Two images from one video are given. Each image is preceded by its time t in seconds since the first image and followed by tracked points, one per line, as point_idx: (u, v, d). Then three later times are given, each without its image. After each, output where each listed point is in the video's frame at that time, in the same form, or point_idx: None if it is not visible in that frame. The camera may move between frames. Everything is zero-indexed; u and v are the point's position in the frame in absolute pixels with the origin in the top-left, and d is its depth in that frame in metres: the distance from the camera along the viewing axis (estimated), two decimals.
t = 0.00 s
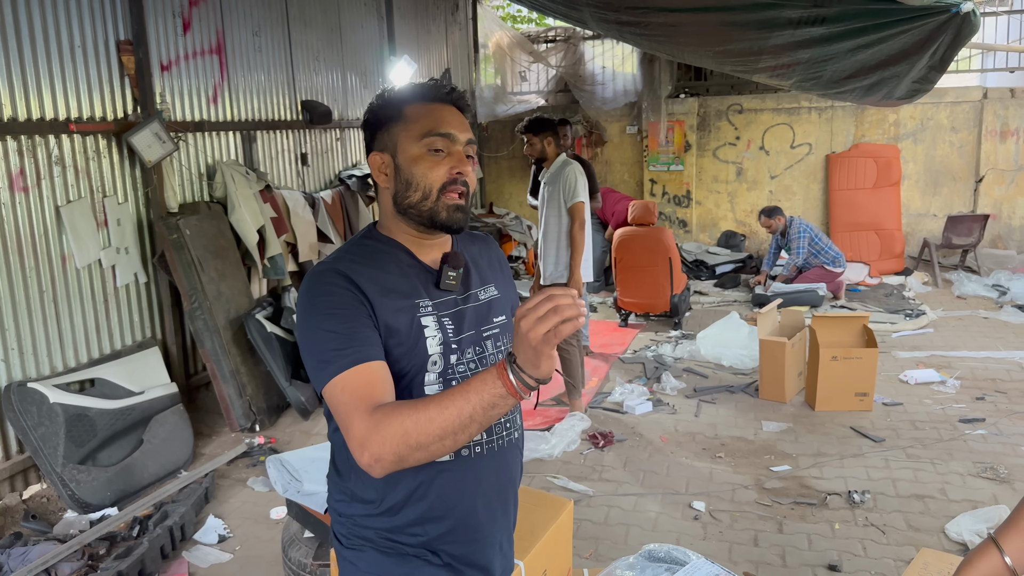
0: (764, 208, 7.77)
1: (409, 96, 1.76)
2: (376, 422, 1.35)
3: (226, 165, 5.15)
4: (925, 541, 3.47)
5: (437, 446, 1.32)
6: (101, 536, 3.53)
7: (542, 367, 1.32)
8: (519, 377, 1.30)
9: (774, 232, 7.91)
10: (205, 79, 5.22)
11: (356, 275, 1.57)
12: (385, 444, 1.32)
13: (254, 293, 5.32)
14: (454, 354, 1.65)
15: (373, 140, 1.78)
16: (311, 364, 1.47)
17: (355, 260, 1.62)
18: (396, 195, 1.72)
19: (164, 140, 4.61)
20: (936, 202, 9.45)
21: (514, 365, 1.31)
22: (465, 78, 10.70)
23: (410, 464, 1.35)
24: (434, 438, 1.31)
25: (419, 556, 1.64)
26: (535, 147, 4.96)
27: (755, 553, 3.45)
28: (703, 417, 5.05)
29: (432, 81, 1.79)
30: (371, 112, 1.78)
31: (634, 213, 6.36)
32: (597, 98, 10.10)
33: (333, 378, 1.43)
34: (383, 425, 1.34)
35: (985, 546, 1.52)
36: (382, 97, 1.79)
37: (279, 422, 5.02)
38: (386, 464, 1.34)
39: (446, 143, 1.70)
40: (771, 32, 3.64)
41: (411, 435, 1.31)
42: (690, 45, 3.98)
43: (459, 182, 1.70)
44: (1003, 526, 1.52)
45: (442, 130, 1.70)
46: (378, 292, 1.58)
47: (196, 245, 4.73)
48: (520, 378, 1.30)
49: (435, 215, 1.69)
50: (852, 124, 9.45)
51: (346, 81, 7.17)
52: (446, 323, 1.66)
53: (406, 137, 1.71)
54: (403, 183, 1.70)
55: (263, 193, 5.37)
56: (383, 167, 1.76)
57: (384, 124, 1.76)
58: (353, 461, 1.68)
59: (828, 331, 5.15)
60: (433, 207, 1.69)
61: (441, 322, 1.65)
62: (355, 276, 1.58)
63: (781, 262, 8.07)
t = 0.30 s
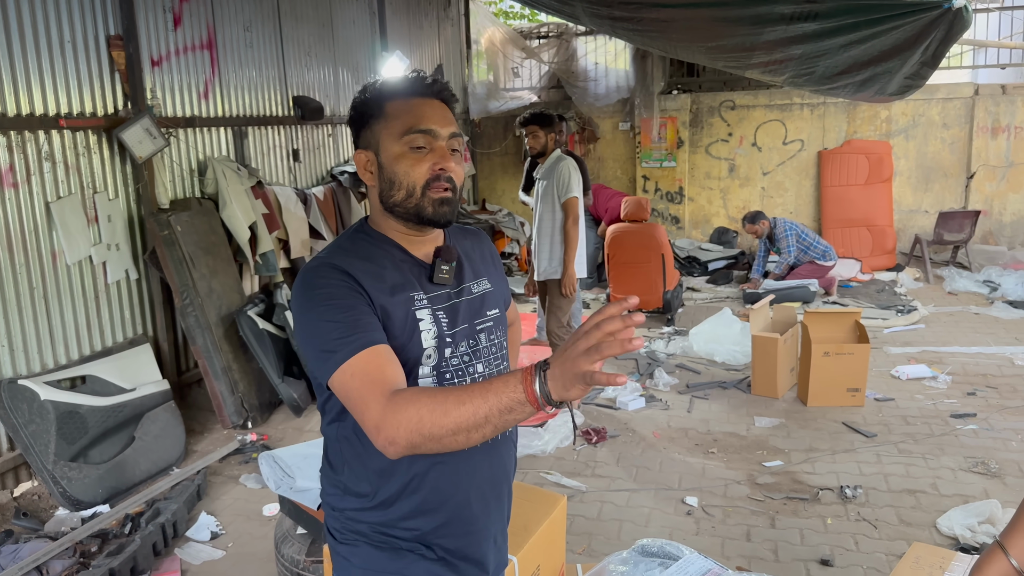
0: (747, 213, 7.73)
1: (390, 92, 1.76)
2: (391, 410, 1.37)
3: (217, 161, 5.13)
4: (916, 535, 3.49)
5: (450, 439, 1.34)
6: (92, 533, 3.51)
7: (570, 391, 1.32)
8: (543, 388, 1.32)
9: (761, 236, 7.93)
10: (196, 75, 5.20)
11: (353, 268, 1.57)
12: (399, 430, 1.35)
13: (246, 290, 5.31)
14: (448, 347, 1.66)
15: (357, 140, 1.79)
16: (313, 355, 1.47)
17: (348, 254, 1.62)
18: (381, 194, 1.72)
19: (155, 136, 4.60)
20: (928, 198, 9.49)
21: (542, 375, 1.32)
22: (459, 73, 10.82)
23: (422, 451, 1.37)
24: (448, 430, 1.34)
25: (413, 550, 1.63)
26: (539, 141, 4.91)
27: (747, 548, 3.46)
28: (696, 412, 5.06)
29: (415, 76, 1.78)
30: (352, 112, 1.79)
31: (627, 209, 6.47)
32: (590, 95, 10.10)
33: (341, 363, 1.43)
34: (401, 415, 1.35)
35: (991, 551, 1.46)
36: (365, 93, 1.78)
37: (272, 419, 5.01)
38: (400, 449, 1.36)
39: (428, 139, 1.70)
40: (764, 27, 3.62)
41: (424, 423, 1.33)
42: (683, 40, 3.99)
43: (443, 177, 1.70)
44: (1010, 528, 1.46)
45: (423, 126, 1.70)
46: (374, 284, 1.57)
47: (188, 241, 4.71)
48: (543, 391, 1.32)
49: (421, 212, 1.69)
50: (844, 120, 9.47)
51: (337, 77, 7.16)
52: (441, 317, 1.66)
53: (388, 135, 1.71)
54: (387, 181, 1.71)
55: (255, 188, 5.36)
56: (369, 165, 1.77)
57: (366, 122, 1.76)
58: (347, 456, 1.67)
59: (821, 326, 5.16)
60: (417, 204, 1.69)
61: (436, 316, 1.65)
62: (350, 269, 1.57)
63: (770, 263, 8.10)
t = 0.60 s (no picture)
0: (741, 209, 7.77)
1: (380, 80, 1.72)
2: (336, 422, 1.37)
3: (209, 154, 5.11)
4: (908, 526, 3.51)
5: (396, 442, 1.33)
6: (84, 527, 3.50)
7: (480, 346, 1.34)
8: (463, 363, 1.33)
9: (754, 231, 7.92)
10: (188, 67, 5.18)
11: (341, 266, 1.54)
12: (347, 445, 1.34)
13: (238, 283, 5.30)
14: (443, 341, 1.61)
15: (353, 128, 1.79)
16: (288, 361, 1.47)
17: (338, 249, 1.58)
18: (367, 183, 1.71)
19: (146, 128, 4.57)
20: (920, 191, 9.52)
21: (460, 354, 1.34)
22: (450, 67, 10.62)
23: (375, 462, 1.36)
24: (391, 435, 1.32)
25: (405, 541, 1.61)
26: (535, 135, 4.92)
27: (740, 540, 3.47)
28: (689, 405, 5.07)
29: (410, 62, 1.73)
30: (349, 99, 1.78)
31: (620, 203, 6.40)
32: (584, 88, 10.10)
33: (302, 378, 1.43)
34: (344, 424, 1.35)
35: (978, 537, 1.46)
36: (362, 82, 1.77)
37: (264, 413, 5.00)
38: (351, 465, 1.36)
39: (410, 129, 1.66)
40: (758, 20, 3.62)
41: (369, 435, 1.33)
42: (677, 34, 3.91)
43: (423, 168, 1.65)
44: (997, 515, 1.46)
45: (404, 115, 1.66)
46: (362, 284, 1.54)
47: (179, 234, 4.70)
48: (470, 368, 1.33)
49: (400, 203, 1.66)
50: (837, 114, 9.48)
51: (329, 69, 7.13)
52: (435, 311, 1.62)
53: (373, 124, 1.69)
54: (371, 171, 1.69)
55: (248, 181, 5.34)
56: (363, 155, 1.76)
57: (357, 110, 1.75)
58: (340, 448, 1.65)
59: (814, 319, 5.17)
60: (397, 195, 1.66)
61: (428, 310, 1.61)
62: (337, 267, 1.53)
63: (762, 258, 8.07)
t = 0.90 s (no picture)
0: (743, 202, 7.71)
1: (377, 76, 1.69)
2: (370, 406, 1.35)
3: (204, 147, 5.10)
4: (902, 519, 3.52)
5: (428, 433, 1.32)
6: (80, 520, 3.50)
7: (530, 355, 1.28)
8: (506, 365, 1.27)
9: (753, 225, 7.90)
10: (183, 60, 5.16)
11: (344, 257, 1.53)
12: (377, 428, 1.33)
13: (233, 276, 5.30)
14: (441, 336, 1.62)
15: (347, 124, 1.74)
16: (302, 348, 1.45)
17: (338, 242, 1.57)
18: (372, 180, 1.67)
19: (142, 121, 4.56)
20: (915, 186, 9.54)
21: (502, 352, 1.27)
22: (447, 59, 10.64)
23: (404, 448, 1.35)
24: (424, 426, 1.31)
25: (403, 532, 1.59)
26: (533, 128, 4.93)
27: (735, 532, 3.48)
28: (685, 399, 5.08)
29: (405, 57, 1.71)
30: (342, 94, 1.73)
31: (616, 197, 6.44)
32: (580, 82, 10.09)
33: (323, 360, 1.41)
34: (378, 410, 1.33)
35: (975, 535, 1.43)
36: (354, 77, 1.72)
37: (260, 406, 5.00)
38: (379, 448, 1.35)
39: (418, 125, 1.64)
40: (754, 13, 3.60)
41: (401, 421, 1.31)
42: (673, 26, 3.89)
43: (435, 164, 1.64)
44: (993, 512, 1.43)
45: (412, 112, 1.64)
46: (366, 276, 1.54)
47: (175, 228, 4.69)
48: (512, 370, 1.26)
49: (412, 199, 1.64)
50: (833, 108, 9.49)
51: (325, 62, 7.11)
52: (434, 304, 1.62)
53: (377, 122, 1.65)
54: (377, 168, 1.65)
55: (243, 174, 5.33)
56: (359, 152, 1.72)
57: (355, 106, 1.70)
58: (338, 438, 1.63)
59: (809, 313, 5.18)
60: (409, 191, 1.63)
61: (427, 304, 1.61)
62: (342, 259, 1.53)
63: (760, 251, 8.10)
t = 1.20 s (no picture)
0: (746, 195, 7.79)
1: (371, 68, 1.67)
2: (376, 411, 1.35)
3: (202, 141, 5.10)
4: (899, 513, 3.53)
5: (432, 445, 1.33)
6: (79, 513, 3.51)
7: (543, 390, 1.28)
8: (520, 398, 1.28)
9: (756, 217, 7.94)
10: (181, 54, 5.15)
11: (346, 256, 1.52)
12: (381, 434, 1.33)
13: (231, 270, 5.29)
14: (444, 329, 1.62)
15: (342, 122, 1.72)
16: (304, 348, 1.44)
17: (340, 239, 1.56)
18: (374, 176, 1.65)
19: (139, 115, 4.55)
20: (914, 181, 9.54)
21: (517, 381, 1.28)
22: (446, 54, 10.63)
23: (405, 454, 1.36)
24: (429, 438, 1.31)
25: (407, 525, 1.59)
26: (531, 122, 4.93)
27: (732, 526, 3.50)
28: (682, 393, 5.09)
29: (396, 50, 1.71)
30: (333, 90, 1.70)
31: (615, 191, 6.42)
32: (578, 76, 10.08)
33: (327, 360, 1.40)
34: (383, 418, 1.33)
35: (966, 528, 1.43)
36: (345, 70, 1.70)
37: (258, 400, 5.01)
38: (381, 452, 1.36)
39: (419, 116, 1.64)
40: (753, 8, 3.56)
41: (407, 430, 1.32)
42: (671, 21, 3.79)
43: (438, 154, 1.64)
44: (985, 504, 1.43)
45: (413, 103, 1.63)
46: (369, 275, 1.53)
47: (173, 222, 4.69)
48: (520, 398, 1.27)
49: (418, 190, 1.63)
50: (832, 103, 9.49)
51: (323, 56, 7.10)
52: (436, 299, 1.62)
53: (377, 115, 1.64)
54: (380, 163, 1.64)
55: (240, 169, 5.32)
56: (357, 148, 1.70)
57: (351, 102, 1.69)
58: (341, 434, 1.63)
59: (806, 308, 5.19)
60: (415, 183, 1.63)
61: (430, 298, 1.61)
62: (344, 258, 1.52)
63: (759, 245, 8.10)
